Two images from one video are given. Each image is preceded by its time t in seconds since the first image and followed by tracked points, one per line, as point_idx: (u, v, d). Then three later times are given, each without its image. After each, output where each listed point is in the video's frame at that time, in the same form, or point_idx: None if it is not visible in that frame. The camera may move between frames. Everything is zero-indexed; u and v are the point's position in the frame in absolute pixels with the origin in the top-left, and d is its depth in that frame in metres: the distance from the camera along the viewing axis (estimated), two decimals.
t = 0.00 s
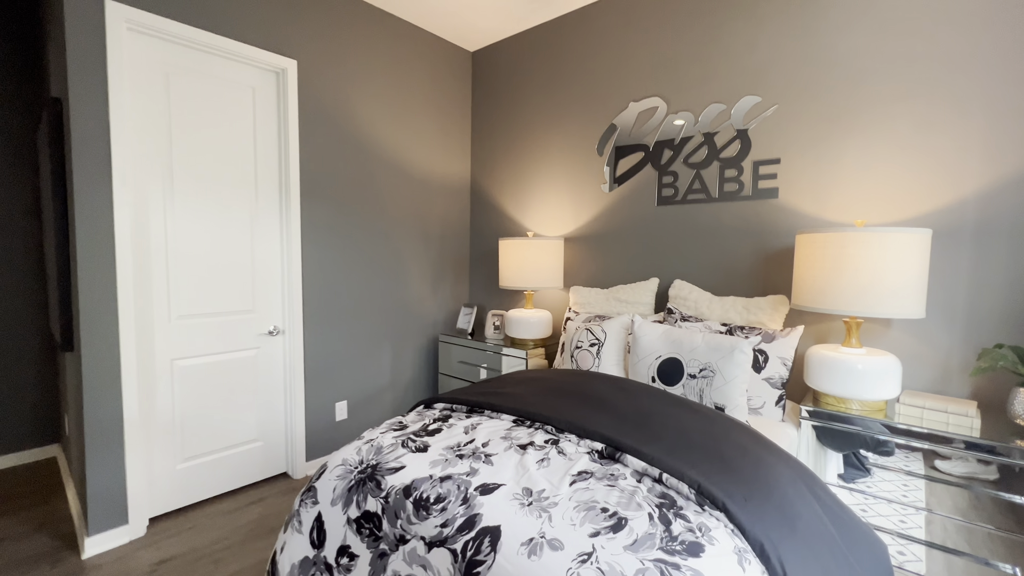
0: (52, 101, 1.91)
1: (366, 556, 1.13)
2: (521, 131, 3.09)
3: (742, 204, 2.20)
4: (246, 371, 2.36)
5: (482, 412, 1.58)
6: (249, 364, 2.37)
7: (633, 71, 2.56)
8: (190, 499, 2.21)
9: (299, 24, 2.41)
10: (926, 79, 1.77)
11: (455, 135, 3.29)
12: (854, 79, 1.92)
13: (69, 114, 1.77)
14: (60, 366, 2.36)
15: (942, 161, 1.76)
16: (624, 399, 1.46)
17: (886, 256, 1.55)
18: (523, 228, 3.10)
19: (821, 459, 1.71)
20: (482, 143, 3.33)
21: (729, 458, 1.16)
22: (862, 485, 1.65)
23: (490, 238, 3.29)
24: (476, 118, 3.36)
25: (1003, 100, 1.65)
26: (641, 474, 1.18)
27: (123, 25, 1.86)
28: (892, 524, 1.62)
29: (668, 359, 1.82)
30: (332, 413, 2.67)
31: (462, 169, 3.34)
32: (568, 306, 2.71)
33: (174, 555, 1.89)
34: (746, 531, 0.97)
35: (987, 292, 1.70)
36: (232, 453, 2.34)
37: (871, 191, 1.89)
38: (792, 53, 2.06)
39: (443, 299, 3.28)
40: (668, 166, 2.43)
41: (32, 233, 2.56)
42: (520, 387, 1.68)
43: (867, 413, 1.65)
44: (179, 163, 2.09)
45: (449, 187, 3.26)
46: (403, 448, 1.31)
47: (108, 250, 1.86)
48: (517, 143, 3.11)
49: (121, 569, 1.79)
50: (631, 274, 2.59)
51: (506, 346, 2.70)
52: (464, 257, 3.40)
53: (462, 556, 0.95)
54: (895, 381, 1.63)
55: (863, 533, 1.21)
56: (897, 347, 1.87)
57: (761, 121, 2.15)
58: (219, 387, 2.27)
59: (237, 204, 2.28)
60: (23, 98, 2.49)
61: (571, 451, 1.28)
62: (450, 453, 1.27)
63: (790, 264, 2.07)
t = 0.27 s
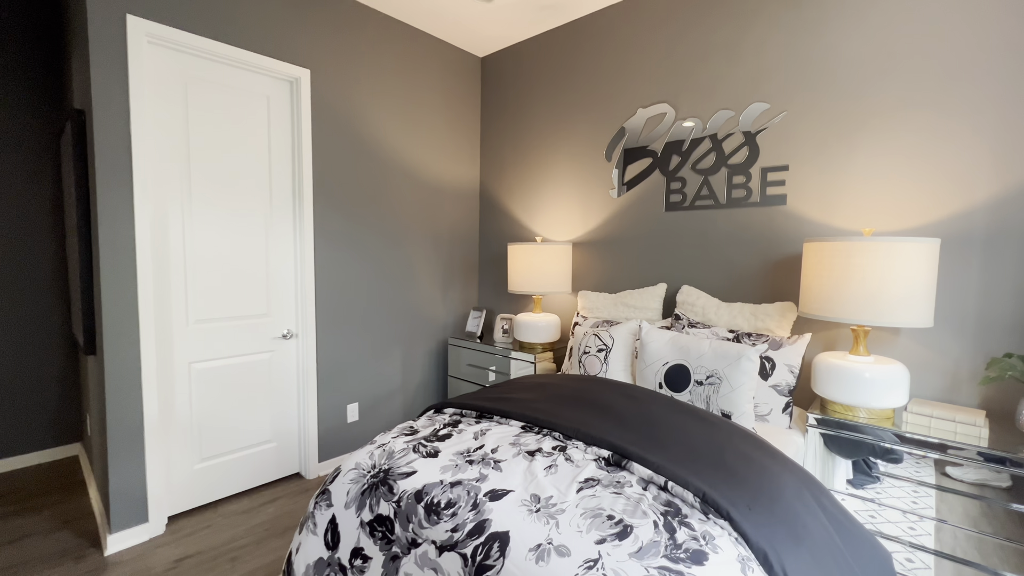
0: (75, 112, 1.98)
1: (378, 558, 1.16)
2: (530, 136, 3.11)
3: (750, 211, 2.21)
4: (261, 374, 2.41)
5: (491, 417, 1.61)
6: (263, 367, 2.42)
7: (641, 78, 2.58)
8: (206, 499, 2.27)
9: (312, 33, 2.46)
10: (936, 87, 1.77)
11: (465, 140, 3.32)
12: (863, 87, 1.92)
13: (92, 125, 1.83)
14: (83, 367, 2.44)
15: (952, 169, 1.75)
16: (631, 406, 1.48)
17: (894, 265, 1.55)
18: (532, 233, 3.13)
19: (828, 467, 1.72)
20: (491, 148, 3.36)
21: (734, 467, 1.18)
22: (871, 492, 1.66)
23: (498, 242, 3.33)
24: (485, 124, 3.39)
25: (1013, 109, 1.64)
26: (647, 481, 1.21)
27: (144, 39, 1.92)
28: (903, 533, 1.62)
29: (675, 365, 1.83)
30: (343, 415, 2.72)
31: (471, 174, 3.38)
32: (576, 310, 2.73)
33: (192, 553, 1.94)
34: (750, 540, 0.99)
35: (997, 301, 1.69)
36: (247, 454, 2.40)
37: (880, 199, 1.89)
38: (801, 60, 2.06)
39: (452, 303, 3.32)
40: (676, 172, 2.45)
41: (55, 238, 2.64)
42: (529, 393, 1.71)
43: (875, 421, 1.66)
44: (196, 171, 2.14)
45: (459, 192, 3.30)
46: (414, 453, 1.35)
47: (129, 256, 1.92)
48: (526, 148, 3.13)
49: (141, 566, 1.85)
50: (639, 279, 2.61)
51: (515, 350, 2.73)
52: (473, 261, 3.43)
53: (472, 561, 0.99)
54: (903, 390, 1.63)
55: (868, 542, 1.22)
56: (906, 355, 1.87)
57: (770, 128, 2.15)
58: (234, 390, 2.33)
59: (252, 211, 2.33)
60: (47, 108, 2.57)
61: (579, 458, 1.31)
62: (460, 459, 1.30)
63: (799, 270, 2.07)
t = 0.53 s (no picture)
0: (95, 117, 2.03)
1: (391, 553, 1.19)
2: (538, 137, 3.13)
3: (758, 211, 2.21)
4: (274, 372, 2.46)
5: (500, 416, 1.63)
6: (276, 365, 2.46)
7: (650, 79, 2.58)
8: (221, 494, 2.32)
9: (323, 37, 2.49)
10: (947, 87, 1.76)
11: (474, 141, 3.35)
12: (872, 87, 1.91)
13: (112, 130, 1.88)
14: (102, 365, 2.50)
15: (962, 170, 1.75)
16: (639, 406, 1.50)
17: (902, 266, 1.55)
18: (540, 233, 3.15)
19: (836, 468, 1.74)
20: (499, 149, 3.38)
21: (741, 467, 1.20)
22: (879, 493, 1.65)
23: (507, 242, 3.35)
24: (494, 124, 3.41)
25: None
26: (654, 480, 1.22)
27: (161, 45, 1.97)
28: (911, 533, 1.62)
29: (682, 366, 1.83)
30: (354, 413, 2.76)
31: (480, 175, 3.40)
32: (584, 311, 2.74)
33: (208, 547, 1.99)
34: (756, 539, 1.01)
35: (1008, 302, 1.68)
36: (260, 451, 2.44)
37: (889, 200, 1.89)
38: (810, 61, 2.06)
39: (461, 302, 3.34)
40: (684, 173, 2.45)
41: (75, 240, 2.71)
42: (537, 392, 1.73)
43: (882, 422, 1.66)
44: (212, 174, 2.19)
45: (467, 192, 3.32)
46: (425, 451, 1.38)
47: (148, 257, 1.96)
48: (535, 149, 3.15)
49: (159, 559, 1.90)
50: (647, 279, 2.62)
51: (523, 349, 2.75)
52: (482, 260, 3.46)
53: (482, 556, 1.01)
54: (911, 391, 1.64)
55: (874, 542, 1.23)
56: (915, 356, 1.86)
57: (778, 129, 2.15)
58: (248, 388, 2.37)
59: (265, 212, 2.38)
60: (67, 112, 2.64)
61: (587, 457, 1.33)
62: (470, 457, 1.33)
63: (807, 271, 2.07)
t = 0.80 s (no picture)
0: (111, 117, 2.07)
1: (403, 547, 1.21)
2: (546, 136, 3.13)
3: (768, 210, 2.21)
4: (285, 369, 2.49)
5: (510, 414, 1.64)
6: (287, 362, 2.50)
7: (658, 77, 2.58)
8: (234, 489, 2.35)
9: (334, 37, 2.51)
10: (960, 85, 1.75)
11: (482, 140, 3.36)
12: (884, 85, 1.90)
13: (129, 131, 1.92)
14: (117, 362, 2.55)
15: (975, 168, 1.73)
16: (648, 404, 1.51)
17: (914, 265, 1.55)
18: (548, 232, 3.15)
19: (846, 467, 1.73)
20: (507, 148, 3.39)
21: (750, 465, 1.20)
22: (889, 493, 1.65)
23: (515, 240, 3.36)
24: (502, 123, 3.42)
25: None
26: (664, 478, 1.23)
27: (176, 46, 2.00)
28: (921, 533, 1.62)
29: (691, 364, 1.83)
30: (364, 410, 2.78)
31: (488, 173, 3.41)
32: (592, 309, 2.75)
33: (221, 541, 2.02)
34: (766, 536, 1.01)
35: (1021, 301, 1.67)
36: (272, 447, 2.48)
37: (901, 199, 1.88)
38: (821, 58, 2.05)
39: (469, 300, 3.36)
40: (693, 172, 2.45)
41: (90, 238, 2.76)
42: (547, 390, 1.74)
43: (893, 422, 1.66)
44: (225, 173, 2.22)
45: (475, 191, 3.34)
46: (436, 448, 1.39)
47: (163, 255, 2.00)
48: (543, 147, 3.16)
49: (175, 552, 1.94)
50: (656, 278, 2.62)
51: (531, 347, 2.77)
52: (490, 259, 3.48)
53: (494, 551, 1.03)
54: (922, 390, 1.63)
55: (884, 541, 1.23)
56: (926, 355, 1.85)
57: (788, 127, 2.14)
58: (260, 384, 2.41)
59: (276, 211, 2.40)
60: (83, 113, 2.68)
61: (596, 454, 1.34)
62: (481, 454, 1.34)
63: (817, 270, 2.06)
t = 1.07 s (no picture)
0: (127, 118, 2.10)
1: (415, 541, 1.23)
2: (555, 134, 3.13)
3: (778, 208, 2.19)
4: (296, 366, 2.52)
5: (520, 411, 1.65)
6: (298, 359, 2.53)
7: (668, 75, 2.57)
8: (246, 484, 2.39)
9: (344, 37, 2.53)
10: (975, 81, 1.73)
11: (490, 138, 3.37)
12: (897, 82, 1.88)
13: (144, 131, 1.95)
14: (132, 358, 2.59)
15: (990, 166, 1.71)
16: (658, 402, 1.51)
17: (927, 264, 1.54)
18: (556, 230, 3.16)
19: (857, 466, 1.72)
20: (516, 146, 3.40)
21: (760, 463, 1.20)
22: (900, 493, 1.64)
23: (523, 238, 3.37)
24: (510, 121, 3.43)
25: None
26: (674, 475, 1.23)
27: (190, 47, 2.02)
28: (932, 533, 1.61)
29: (700, 362, 1.82)
30: (374, 407, 2.81)
31: (496, 172, 3.42)
32: (600, 307, 2.75)
33: (235, 534, 2.06)
34: (776, 533, 1.02)
35: None
36: (283, 443, 2.51)
37: (913, 196, 1.86)
38: (833, 55, 2.03)
39: (477, 298, 3.37)
40: (702, 169, 2.44)
41: (106, 237, 2.80)
42: (556, 387, 1.75)
43: (905, 421, 1.65)
44: (238, 173, 2.25)
45: (484, 189, 3.35)
46: (447, 444, 1.41)
47: (178, 253, 2.03)
48: (551, 146, 3.16)
49: (190, 545, 1.97)
50: (665, 276, 2.62)
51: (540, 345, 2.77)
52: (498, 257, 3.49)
53: (505, 546, 1.04)
54: (934, 389, 1.62)
55: (895, 539, 1.23)
56: (939, 354, 1.84)
57: (799, 125, 2.13)
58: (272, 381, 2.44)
59: (288, 210, 2.43)
60: (98, 114, 2.73)
61: (606, 451, 1.34)
62: (491, 450, 1.35)
63: (828, 269, 2.05)
